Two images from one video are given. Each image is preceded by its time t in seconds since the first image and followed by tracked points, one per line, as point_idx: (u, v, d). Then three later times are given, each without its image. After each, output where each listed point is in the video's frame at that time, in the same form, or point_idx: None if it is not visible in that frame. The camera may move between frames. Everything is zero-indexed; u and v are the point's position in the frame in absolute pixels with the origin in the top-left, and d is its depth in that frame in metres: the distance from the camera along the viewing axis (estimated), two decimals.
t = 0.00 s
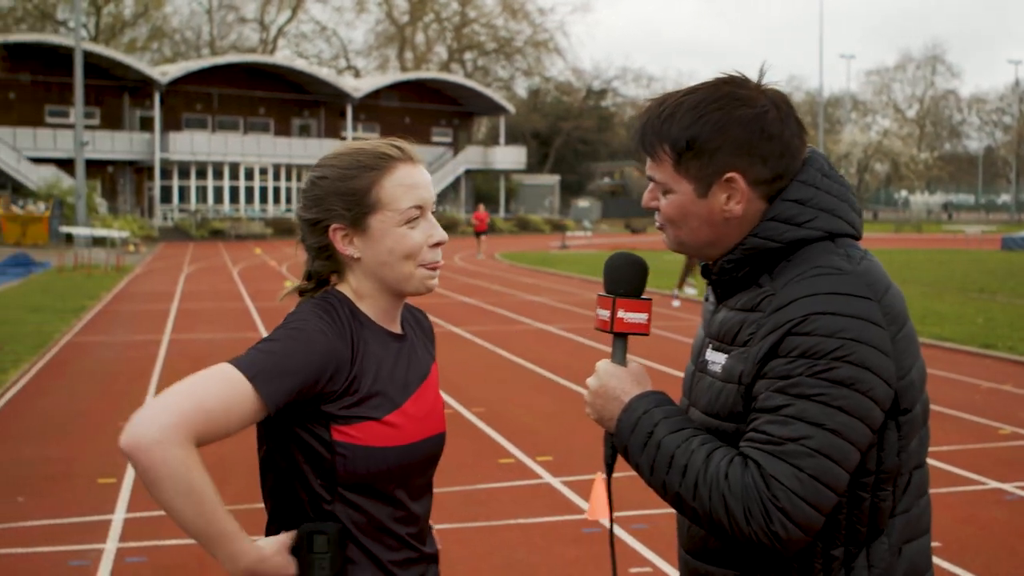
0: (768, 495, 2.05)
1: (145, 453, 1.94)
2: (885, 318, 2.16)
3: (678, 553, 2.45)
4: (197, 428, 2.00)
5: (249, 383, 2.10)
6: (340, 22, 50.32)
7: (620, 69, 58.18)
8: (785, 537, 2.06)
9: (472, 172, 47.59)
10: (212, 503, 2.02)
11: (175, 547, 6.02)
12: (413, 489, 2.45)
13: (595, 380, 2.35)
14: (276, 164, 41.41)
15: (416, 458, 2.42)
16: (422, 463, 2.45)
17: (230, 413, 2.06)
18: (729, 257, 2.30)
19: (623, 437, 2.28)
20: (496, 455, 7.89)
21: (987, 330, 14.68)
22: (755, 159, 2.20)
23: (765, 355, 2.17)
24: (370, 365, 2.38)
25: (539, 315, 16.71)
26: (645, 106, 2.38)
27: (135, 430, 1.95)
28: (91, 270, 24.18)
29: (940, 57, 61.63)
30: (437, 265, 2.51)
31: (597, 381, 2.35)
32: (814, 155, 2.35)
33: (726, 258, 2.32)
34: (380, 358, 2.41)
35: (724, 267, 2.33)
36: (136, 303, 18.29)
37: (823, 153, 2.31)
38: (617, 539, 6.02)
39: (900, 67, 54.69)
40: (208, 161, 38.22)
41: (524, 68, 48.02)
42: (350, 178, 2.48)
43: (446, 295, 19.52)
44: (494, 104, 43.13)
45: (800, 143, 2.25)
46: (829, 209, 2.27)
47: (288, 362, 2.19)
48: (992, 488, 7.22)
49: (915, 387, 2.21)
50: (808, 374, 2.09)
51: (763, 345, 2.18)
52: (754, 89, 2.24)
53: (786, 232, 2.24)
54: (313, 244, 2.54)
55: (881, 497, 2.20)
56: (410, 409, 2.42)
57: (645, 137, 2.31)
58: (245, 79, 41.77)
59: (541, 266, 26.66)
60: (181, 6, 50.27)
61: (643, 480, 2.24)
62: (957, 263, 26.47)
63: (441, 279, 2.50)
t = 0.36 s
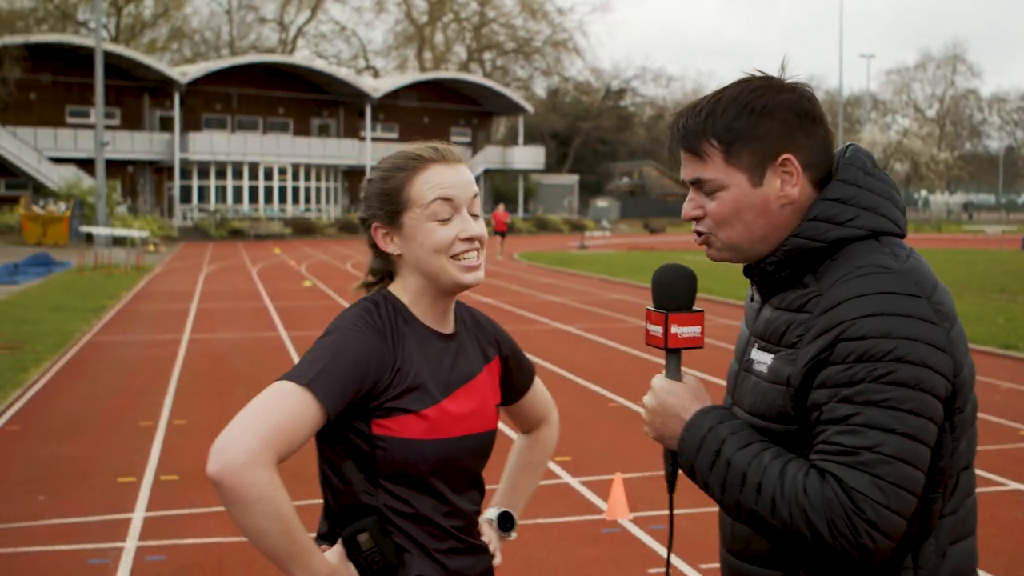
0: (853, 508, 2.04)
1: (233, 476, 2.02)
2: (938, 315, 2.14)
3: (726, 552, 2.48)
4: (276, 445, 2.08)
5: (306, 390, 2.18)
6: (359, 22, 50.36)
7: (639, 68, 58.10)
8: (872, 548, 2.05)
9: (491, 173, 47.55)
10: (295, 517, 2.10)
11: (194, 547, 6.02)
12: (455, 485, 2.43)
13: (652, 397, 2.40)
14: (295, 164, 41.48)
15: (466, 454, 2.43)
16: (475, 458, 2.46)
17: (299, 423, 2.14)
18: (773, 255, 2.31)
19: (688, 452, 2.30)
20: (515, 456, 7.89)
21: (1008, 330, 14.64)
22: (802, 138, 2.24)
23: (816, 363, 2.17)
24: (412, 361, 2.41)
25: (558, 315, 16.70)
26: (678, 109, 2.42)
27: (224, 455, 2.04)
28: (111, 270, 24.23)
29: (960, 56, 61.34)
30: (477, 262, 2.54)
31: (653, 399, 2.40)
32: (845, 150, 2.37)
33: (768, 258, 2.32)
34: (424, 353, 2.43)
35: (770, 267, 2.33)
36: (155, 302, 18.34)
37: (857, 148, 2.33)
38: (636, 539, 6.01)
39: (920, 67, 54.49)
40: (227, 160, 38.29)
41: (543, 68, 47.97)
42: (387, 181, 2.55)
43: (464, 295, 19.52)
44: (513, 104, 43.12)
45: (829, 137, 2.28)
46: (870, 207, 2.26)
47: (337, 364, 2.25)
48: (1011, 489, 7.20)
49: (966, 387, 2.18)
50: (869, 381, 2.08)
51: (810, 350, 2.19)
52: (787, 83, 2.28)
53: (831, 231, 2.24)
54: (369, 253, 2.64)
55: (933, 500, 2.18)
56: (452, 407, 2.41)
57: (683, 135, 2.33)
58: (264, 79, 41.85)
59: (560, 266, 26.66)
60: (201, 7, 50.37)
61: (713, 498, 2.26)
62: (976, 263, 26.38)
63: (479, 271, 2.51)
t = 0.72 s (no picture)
0: (851, 508, 2.05)
1: (259, 468, 2.11)
2: (939, 319, 2.13)
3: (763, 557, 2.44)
4: (301, 440, 2.16)
5: (332, 389, 2.24)
6: (363, 23, 50.44)
7: (643, 68, 58.15)
8: (874, 546, 2.05)
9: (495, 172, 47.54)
10: (323, 511, 2.17)
11: (197, 548, 6.02)
12: (494, 477, 2.43)
13: (669, 409, 2.39)
14: (300, 164, 41.54)
15: (503, 448, 2.43)
16: (510, 453, 2.45)
17: (326, 421, 2.21)
18: (783, 264, 2.31)
19: (706, 459, 2.30)
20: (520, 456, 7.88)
21: (1013, 329, 14.63)
22: (796, 159, 2.22)
23: (821, 366, 2.18)
24: (446, 361, 2.42)
25: (563, 315, 16.70)
26: (697, 118, 2.43)
27: (251, 448, 2.13)
28: (117, 270, 24.23)
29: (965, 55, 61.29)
30: (507, 267, 2.52)
31: (671, 412, 2.38)
32: (860, 154, 2.34)
33: (783, 264, 2.32)
34: (459, 353, 2.44)
35: (783, 272, 2.32)
36: (160, 302, 18.36)
37: (870, 151, 2.30)
38: (640, 539, 6.00)
39: (924, 66, 54.46)
40: (232, 160, 38.29)
41: (547, 68, 47.98)
42: (427, 191, 2.56)
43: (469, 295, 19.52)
44: (517, 104, 43.14)
45: (845, 142, 2.26)
46: (879, 211, 2.23)
47: (368, 362, 2.30)
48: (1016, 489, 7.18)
49: (979, 382, 2.17)
50: (868, 385, 2.09)
51: (818, 355, 2.19)
52: (791, 97, 2.27)
53: (834, 237, 2.22)
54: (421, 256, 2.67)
55: (950, 493, 2.17)
56: (488, 403, 2.42)
57: (692, 149, 2.37)
58: (269, 78, 41.91)
59: (565, 266, 26.67)
60: (205, 8, 50.48)
61: (727, 501, 2.26)
62: (981, 262, 26.37)
63: (504, 276, 2.49)
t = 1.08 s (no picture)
0: (840, 500, 2.10)
1: (266, 466, 2.17)
2: (933, 324, 2.17)
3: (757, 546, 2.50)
4: (307, 441, 2.22)
5: (339, 392, 2.29)
6: (356, 22, 50.38)
7: (636, 68, 58.12)
8: (860, 537, 2.11)
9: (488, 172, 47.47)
10: (329, 508, 2.22)
11: (189, 548, 6.01)
12: (500, 474, 2.44)
13: (673, 400, 2.43)
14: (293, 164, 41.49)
15: (513, 446, 2.43)
16: (520, 450, 2.46)
17: (332, 423, 2.27)
18: (791, 261, 2.36)
19: (703, 451, 2.36)
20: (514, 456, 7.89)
21: (1006, 329, 14.64)
22: (814, 157, 2.29)
23: (820, 363, 2.22)
24: (454, 363, 2.46)
25: (555, 315, 16.70)
26: (719, 117, 2.48)
27: (261, 446, 2.20)
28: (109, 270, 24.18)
29: (957, 55, 61.33)
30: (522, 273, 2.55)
31: (674, 403, 2.43)
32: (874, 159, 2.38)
33: (788, 261, 2.38)
34: (468, 352, 2.47)
35: (789, 270, 2.38)
36: (151, 302, 18.33)
37: (882, 160, 2.34)
38: (632, 539, 5.99)
39: (916, 66, 54.45)
40: (224, 160, 38.20)
41: (539, 67, 47.91)
42: (443, 194, 2.57)
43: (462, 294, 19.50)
44: (510, 104, 43.09)
45: (862, 143, 2.32)
46: (884, 216, 2.28)
47: (376, 364, 2.36)
48: (1007, 488, 7.20)
49: (966, 387, 2.20)
50: (862, 383, 2.13)
51: (815, 353, 2.24)
52: (813, 96, 2.33)
53: (839, 239, 2.28)
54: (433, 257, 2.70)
55: (930, 491, 2.22)
56: (494, 402, 2.43)
57: (714, 145, 2.42)
58: (261, 78, 41.82)
59: (558, 266, 26.65)
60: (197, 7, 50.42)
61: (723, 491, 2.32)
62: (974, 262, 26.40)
63: (517, 282, 2.51)
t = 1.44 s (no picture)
0: (830, 488, 2.10)
1: (255, 459, 2.17)
2: (917, 316, 2.18)
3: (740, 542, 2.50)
4: (295, 433, 2.22)
5: (327, 385, 2.29)
6: (341, 22, 50.27)
7: (621, 68, 58.08)
8: (850, 524, 2.11)
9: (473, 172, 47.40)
10: (316, 504, 2.21)
11: (174, 548, 6.00)
12: (483, 470, 2.42)
13: (662, 393, 2.43)
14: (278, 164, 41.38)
15: (494, 444, 2.43)
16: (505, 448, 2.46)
17: (320, 416, 2.26)
18: (777, 258, 2.36)
19: (693, 442, 2.35)
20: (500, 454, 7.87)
21: (990, 329, 14.65)
22: (803, 156, 2.29)
23: (807, 355, 2.22)
24: (440, 358, 2.45)
25: (540, 315, 16.67)
26: (706, 117, 2.48)
27: (250, 441, 2.18)
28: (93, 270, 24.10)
29: (941, 54, 61.42)
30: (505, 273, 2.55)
31: (663, 396, 2.43)
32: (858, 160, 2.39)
33: (775, 258, 2.39)
34: (452, 349, 2.46)
35: (775, 267, 2.39)
36: (136, 302, 18.28)
37: (865, 162, 2.35)
38: (617, 539, 5.99)
39: (900, 66, 54.50)
40: (209, 160, 38.06)
41: (525, 67, 47.85)
42: (429, 195, 2.57)
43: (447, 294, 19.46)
44: (495, 103, 43.02)
45: (846, 142, 2.33)
46: (866, 216, 2.29)
47: (364, 358, 2.35)
48: (992, 487, 7.21)
49: (946, 379, 2.21)
50: (848, 376, 2.14)
51: (801, 347, 2.25)
52: (799, 98, 2.33)
53: (826, 234, 2.28)
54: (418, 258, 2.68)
55: (912, 480, 2.22)
56: (477, 399, 2.42)
57: (703, 146, 2.42)
58: (246, 77, 41.68)
59: (543, 266, 26.60)
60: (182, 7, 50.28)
61: (714, 482, 2.32)
62: (958, 262, 26.44)
63: (501, 284, 2.51)
